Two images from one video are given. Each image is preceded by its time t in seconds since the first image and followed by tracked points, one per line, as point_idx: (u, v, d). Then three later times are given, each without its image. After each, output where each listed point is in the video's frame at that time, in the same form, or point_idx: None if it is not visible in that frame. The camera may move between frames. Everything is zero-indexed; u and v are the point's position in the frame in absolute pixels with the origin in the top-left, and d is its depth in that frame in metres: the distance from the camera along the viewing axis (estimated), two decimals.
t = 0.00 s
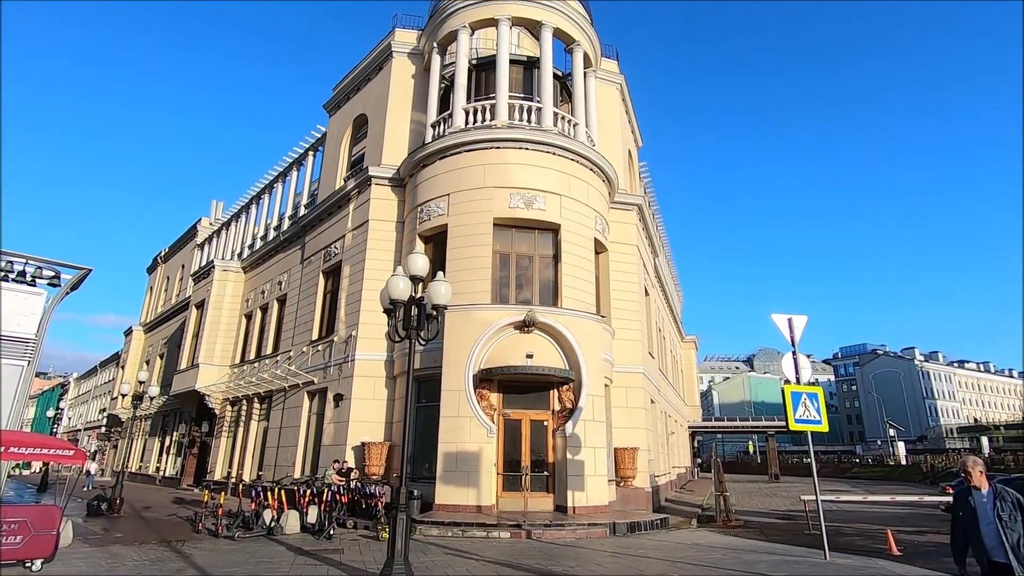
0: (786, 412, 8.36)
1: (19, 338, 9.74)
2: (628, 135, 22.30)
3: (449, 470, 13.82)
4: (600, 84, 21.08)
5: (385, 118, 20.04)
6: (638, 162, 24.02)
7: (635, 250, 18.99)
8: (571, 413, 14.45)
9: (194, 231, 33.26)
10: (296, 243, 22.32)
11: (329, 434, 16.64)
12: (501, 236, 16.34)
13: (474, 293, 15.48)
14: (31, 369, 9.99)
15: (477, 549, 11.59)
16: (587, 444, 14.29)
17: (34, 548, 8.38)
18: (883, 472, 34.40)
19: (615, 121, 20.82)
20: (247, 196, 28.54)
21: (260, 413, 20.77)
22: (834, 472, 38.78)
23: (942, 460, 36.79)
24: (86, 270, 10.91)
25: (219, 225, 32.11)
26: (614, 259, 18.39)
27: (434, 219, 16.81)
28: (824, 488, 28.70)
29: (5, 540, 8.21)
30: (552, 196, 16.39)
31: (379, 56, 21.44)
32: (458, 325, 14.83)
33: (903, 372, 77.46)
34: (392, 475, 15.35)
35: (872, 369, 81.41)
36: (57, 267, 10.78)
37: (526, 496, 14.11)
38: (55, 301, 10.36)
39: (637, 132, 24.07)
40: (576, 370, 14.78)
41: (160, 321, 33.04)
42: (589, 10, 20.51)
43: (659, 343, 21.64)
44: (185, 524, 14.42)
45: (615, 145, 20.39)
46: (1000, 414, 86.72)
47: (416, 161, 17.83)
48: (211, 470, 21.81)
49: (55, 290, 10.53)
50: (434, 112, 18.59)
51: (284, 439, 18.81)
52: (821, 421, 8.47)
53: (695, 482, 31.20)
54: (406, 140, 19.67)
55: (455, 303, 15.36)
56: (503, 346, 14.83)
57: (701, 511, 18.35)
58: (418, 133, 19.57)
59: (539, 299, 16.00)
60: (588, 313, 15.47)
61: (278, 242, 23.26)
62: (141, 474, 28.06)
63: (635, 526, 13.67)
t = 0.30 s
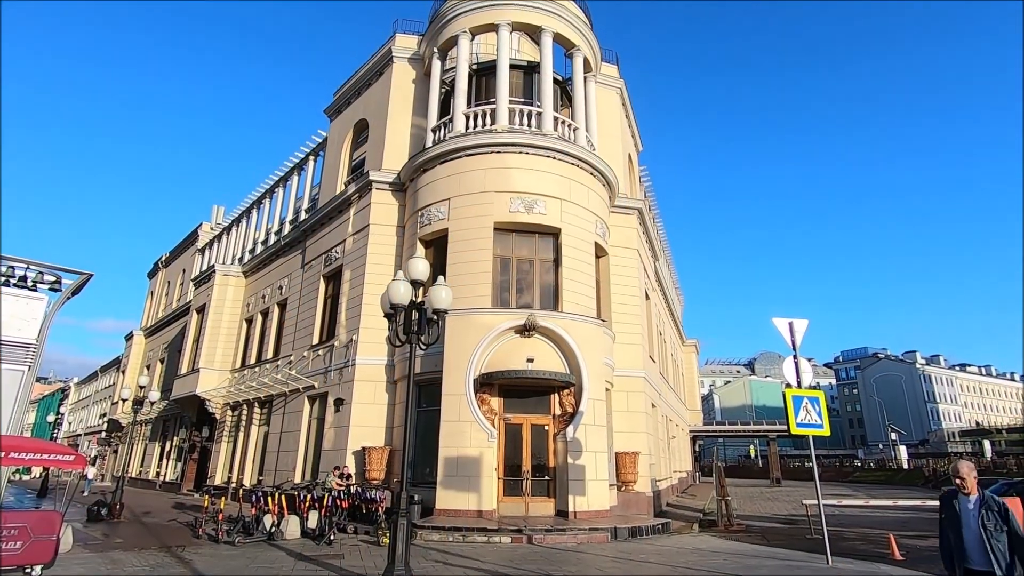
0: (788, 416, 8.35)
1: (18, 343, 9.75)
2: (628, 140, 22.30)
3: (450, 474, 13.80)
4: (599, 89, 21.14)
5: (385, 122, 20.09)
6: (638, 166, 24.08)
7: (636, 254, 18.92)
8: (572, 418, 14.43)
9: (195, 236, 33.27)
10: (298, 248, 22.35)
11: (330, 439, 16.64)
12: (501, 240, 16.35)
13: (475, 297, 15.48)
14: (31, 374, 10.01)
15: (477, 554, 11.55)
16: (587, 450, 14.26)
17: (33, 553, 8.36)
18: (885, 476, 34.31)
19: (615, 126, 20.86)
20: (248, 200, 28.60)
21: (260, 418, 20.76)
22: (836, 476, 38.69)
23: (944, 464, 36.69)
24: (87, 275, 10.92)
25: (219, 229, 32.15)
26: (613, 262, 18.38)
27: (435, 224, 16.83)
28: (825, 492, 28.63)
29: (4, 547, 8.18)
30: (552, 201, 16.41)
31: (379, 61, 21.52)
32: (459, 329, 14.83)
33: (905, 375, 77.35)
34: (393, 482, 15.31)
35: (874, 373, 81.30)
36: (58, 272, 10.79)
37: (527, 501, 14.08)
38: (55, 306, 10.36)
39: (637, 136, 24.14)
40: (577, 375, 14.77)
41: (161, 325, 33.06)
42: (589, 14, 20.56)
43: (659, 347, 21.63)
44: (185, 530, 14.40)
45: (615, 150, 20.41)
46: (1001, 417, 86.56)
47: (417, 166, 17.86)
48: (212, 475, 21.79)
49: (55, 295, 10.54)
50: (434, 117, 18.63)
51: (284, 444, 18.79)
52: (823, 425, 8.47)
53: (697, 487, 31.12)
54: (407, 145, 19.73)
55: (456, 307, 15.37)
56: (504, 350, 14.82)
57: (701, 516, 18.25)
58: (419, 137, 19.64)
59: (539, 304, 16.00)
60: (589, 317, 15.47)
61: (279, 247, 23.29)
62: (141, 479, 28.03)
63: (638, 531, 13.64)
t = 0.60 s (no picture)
0: (790, 421, 8.31)
1: (18, 350, 9.74)
2: (628, 146, 22.36)
3: (450, 481, 13.75)
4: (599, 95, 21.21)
5: (386, 128, 20.14)
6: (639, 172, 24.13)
7: (636, 260, 18.92)
8: (573, 423, 14.39)
9: (196, 242, 33.29)
10: (299, 254, 22.36)
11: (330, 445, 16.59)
12: (501, 246, 16.36)
13: (475, 303, 15.48)
14: (32, 380, 10.01)
15: (478, 561, 11.50)
16: (588, 456, 14.22)
17: (32, 560, 8.33)
18: (887, 482, 34.19)
19: (615, 132, 20.92)
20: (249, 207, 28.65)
21: (260, 424, 20.73)
22: (838, 482, 38.57)
23: (947, 470, 36.53)
24: (87, 281, 10.91)
25: (220, 236, 32.18)
26: (614, 268, 18.38)
27: (435, 229, 16.85)
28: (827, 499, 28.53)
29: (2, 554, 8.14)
30: (552, 206, 16.43)
31: (380, 67, 21.58)
32: (459, 336, 14.82)
33: (906, 381, 77.21)
34: (393, 488, 15.26)
35: (875, 378, 81.17)
36: (59, 279, 10.79)
37: (527, 508, 14.02)
38: (56, 312, 10.35)
39: (637, 143, 24.21)
40: (578, 381, 14.74)
41: (161, 332, 33.04)
42: (589, 21, 20.64)
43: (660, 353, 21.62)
44: (185, 537, 14.35)
45: (614, 157, 20.44)
46: (1003, 422, 86.33)
47: (418, 172, 17.89)
48: (211, 481, 21.73)
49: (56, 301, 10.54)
50: (435, 123, 18.68)
51: (284, 450, 18.75)
52: (824, 430, 8.43)
53: (699, 493, 31.01)
54: (407, 151, 19.78)
55: (457, 313, 15.35)
56: (504, 356, 14.80)
57: (703, 523, 18.16)
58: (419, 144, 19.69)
59: (540, 309, 15.98)
60: (589, 323, 15.46)
61: (279, 252, 23.30)
62: (141, 485, 27.97)
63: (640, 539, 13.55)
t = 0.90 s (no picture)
0: (791, 429, 8.27)
1: (19, 358, 9.73)
2: (628, 153, 22.42)
3: (451, 489, 13.69)
4: (599, 103, 21.29)
5: (387, 136, 20.21)
6: (639, 179, 24.19)
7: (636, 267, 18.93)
8: (574, 431, 14.34)
9: (197, 249, 33.33)
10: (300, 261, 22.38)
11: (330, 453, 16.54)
12: (502, 253, 16.37)
13: (476, 311, 15.47)
14: (32, 388, 9.99)
15: (478, 570, 11.42)
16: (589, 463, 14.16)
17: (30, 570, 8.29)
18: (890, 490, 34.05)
19: (615, 139, 20.97)
20: (250, 214, 28.69)
21: (260, 432, 20.68)
22: (840, 490, 38.44)
23: (951, 477, 36.35)
24: (87, 289, 10.90)
25: (221, 243, 32.23)
26: (614, 275, 18.40)
27: (436, 237, 16.87)
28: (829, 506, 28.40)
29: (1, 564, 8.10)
30: (553, 214, 16.45)
31: (381, 75, 21.67)
32: (460, 343, 14.80)
33: (907, 388, 77.01)
34: (393, 496, 15.19)
35: (876, 385, 80.97)
36: (60, 286, 10.79)
37: (528, 516, 13.95)
38: (56, 320, 10.34)
39: (637, 150, 24.28)
40: (579, 389, 14.71)
41: (161, 339, 33.03)
42: (589, 29, 20.75)
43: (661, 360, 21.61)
44: (184, 545, 14.27)
45: (614, 164, 20.50)
46: (1005, 429, 86.10)
47: (419, 180, 17.92)
48: (211, 489, 21.65)
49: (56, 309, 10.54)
50: (435, 131, 18.74)
51: (284, 458, 18.70)
52: (826, 438, 8.39)
53: (700, 501, 30.86)
54: (408, 159, 19.85)
55: (457, 320, 15.34)
56: (505, 363, 14.77)
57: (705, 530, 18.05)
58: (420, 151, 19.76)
59: (540, 317, 15.98)
60: (590, 330, 15.44)
61: (280, 259, 23.31)
62: (140, 494, 27.87)
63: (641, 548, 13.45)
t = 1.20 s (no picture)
0: (794, 437, 8.22)
1: (18, 367, 9.72)
2: (627, 161, 22.48)
3: (451, 498, 13.62)
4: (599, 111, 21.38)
5: (388, 145, 20.28)
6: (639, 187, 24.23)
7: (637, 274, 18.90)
8: (575, 439, 14.28)
9: (198, 257, 33.36)
10: (301, 268, 22.41)
11: (331, 462, 16.50)
12: (503, 261, 16.39)
13: (477, 318, 15.46)
14: (32, 397, 9.97)
15: None
16: (591, 472, 14.10)
17: None
18: (894, 498, 33.85)
19: (615, 147, 21.04)
20: (251, 222, 28.75)
21: (261, 440, 20.61)
22: (844, 498, 38.23)
23: (955, 485, 36.12)
24: (88, 297, 10.91)
25: (222, 251, 32.29)
26: (615, 283, 18.39)
27: (436, 245, 16.90)
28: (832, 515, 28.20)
29: None
30: (553, 222, 16.47)
31: (382, 85, 21.78)
32: (461, 351, 14.78)
33: (910, 395, 76.74)
34: (394, 506, 15.12)
35: (879, 393, 80.69)
36: (61, 295, 10.81)
37: (530, 525, 13.86)
38: (57, 329, 10.34)
39: (637, 158, 24.34)
40: (580, 397, 14.67)
41: (162, 347, 33.03)
42: (589, 38, 20.86)
43: (661, 368, 21.58)
44: (184, 555, 14.18)
45: (614, 172, 20.55)
46: (1009, 436, 85.68)
47: (420, 188, 17.96)
48: (211, 498, 21.55)
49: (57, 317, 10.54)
50: (436, 139, 18.81)
51: (284, 467, 18.62)
52: (829, 446, 8.32)
53: (703, 510, 30.70)
54: (409, 167, 19.92)
55: (459, 328, 15.32)
56: (506, 371, 14.74)
57: (707, 540, 17.88)
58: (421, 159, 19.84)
59: (541, 324, 15.96)
60: (591, 338, 15.41)
61: (281, 267, 23.33)
62: (140, 503, 27.73)
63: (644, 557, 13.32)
